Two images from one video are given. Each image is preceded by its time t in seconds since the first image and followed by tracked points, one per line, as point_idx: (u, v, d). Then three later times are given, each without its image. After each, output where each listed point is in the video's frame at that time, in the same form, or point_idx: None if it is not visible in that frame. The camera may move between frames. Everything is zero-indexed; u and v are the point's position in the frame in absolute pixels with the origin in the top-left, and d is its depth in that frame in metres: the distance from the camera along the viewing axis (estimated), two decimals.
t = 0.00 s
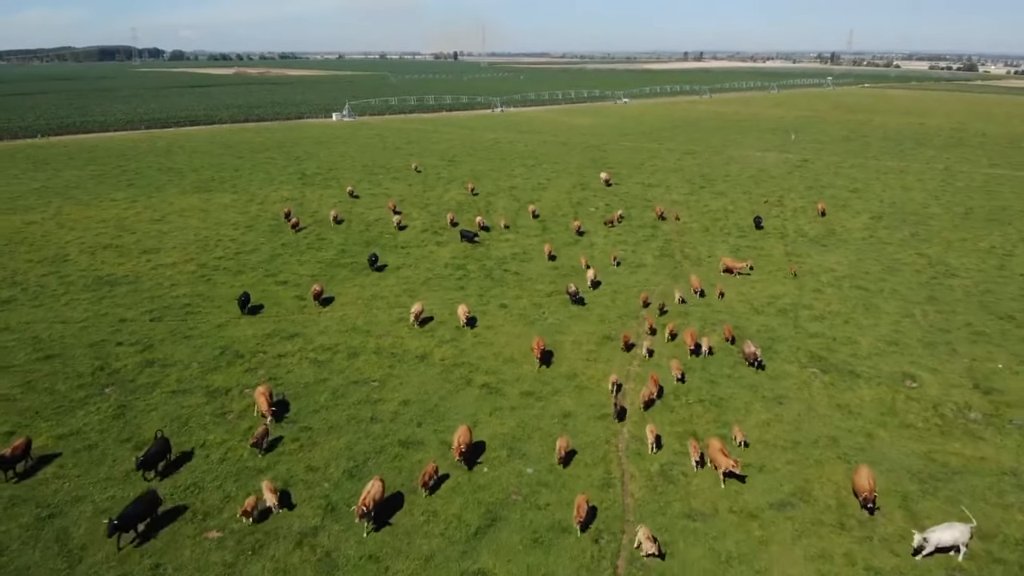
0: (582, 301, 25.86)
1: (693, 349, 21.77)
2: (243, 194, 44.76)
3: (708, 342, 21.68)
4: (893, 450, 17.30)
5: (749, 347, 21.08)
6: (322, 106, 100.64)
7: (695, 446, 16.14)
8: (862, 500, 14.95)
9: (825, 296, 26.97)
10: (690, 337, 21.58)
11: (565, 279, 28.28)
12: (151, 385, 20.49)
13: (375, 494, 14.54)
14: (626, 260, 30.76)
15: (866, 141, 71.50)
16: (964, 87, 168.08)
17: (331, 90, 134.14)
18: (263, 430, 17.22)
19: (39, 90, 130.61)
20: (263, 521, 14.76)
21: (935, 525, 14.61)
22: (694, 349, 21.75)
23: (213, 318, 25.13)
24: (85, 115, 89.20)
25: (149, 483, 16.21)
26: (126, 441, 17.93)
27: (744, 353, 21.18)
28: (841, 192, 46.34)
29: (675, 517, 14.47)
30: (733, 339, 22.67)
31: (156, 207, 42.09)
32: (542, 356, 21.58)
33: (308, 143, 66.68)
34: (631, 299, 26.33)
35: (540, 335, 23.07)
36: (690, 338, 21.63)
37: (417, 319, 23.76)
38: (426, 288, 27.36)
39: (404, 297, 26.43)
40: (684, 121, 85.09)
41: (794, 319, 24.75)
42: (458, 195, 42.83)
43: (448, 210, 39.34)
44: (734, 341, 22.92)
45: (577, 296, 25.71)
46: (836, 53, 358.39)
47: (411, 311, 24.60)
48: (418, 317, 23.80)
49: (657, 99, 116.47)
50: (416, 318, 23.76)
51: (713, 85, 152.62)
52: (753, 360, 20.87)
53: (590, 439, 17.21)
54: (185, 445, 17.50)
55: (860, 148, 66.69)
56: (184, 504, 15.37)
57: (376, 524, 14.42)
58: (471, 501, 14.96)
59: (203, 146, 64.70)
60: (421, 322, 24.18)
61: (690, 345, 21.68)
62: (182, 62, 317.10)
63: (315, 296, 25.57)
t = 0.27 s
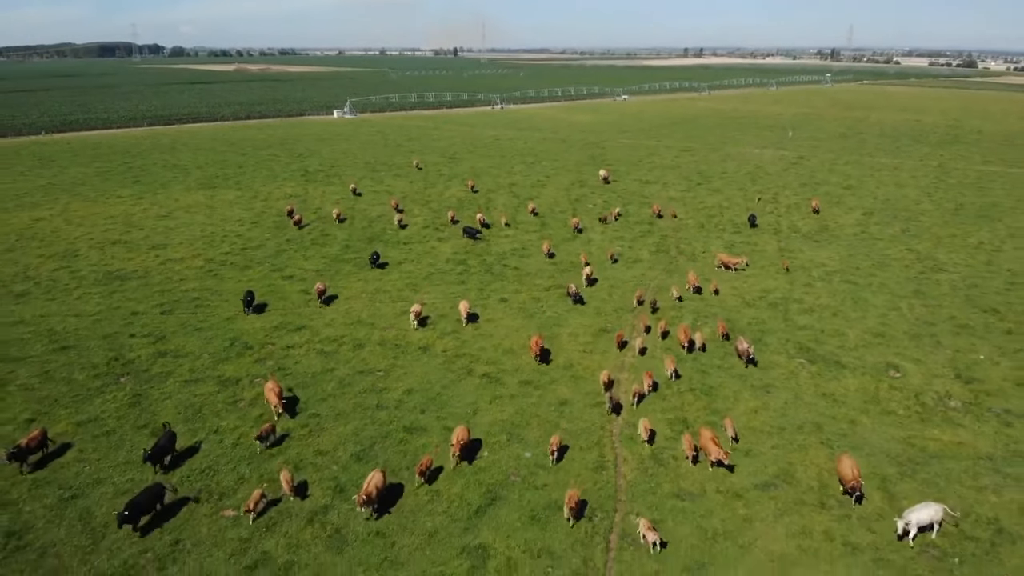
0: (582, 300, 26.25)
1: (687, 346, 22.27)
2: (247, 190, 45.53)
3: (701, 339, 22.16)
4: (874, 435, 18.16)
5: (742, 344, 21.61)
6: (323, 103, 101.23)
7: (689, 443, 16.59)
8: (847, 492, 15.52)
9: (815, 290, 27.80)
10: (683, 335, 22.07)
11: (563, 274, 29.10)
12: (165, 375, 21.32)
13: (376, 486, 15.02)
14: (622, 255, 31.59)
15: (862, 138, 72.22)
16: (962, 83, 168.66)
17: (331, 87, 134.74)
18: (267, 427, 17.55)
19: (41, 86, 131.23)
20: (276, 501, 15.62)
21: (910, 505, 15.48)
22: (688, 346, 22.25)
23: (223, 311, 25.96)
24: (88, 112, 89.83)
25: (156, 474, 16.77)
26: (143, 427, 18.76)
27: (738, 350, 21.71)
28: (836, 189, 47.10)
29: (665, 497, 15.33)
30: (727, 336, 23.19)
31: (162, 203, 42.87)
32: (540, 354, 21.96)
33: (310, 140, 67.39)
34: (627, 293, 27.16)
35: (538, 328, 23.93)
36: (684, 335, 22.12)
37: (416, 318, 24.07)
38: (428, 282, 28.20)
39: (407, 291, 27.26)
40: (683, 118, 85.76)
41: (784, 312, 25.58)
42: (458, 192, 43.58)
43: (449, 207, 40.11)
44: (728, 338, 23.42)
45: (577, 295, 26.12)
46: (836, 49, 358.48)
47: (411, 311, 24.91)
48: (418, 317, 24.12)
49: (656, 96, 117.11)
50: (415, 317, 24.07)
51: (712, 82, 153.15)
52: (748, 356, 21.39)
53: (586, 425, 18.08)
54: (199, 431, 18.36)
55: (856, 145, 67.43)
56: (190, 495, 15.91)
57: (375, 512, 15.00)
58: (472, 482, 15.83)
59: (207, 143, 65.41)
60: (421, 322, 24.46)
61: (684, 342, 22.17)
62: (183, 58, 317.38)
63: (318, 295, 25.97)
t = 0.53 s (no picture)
0: (582, 297, 26.73)
1: (681, 342, 22.80)
2: (251, 187, 46.29)
3: (695, 336, 22.69)
4: (857, 421, 19.03)
5: (736, 340, 22.19)
6: (324, 99, 101.75)
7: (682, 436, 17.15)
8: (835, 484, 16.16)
9: (806, 285, 28.63)
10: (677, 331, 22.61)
11: (561, 269, 29.93)
12: (177, 366, 22.16)
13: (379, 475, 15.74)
14: (619, 251, 32.42)
15: (859, 135, 72.89)
16: (962, 79, 169.06)
17: (332, 84, 135.34)
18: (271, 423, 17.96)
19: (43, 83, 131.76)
20: (287, 482, 16.51)
21: (889, 487, 16.35)
22: (682, 343, 22.79)
23: (231, 305, 26.78)
24: (90, 109, 90.42)
25: (163, 465, 17.33)
26: (158, 414, 19.61)
27: (733, 346, 22.30)
28: (831, 186, 47.85)
29: (655, 478, 16.21)
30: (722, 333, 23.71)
31: (168, 200, 43.63)
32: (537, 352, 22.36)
33: (312, 137, 68.10)
34: (623, 288, 28.00)
35: (537, 320, 24.79)
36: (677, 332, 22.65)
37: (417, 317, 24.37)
38: (429, 277, 29.04)
39: (409, 285, 28.10)
40: (682, 115, 86.39)
41: (775, 306, 26.42)
42: (458, 189, 44.33)
43: (450, 203, 40.87)
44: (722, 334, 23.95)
45: (577, 292, 26.64)
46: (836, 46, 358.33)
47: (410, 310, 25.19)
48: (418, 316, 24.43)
49: (656, 93, 117.63)
50: (415, 316, 24.36)
51: (712, 78, 153.43)
52: (741, 352, 21.98)
53: (581, 413, 18.96)
54: (212, 417, 19.21)
55: (852, 142, 68.11)
56: (195, 487, 16.47)
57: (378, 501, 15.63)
58: (473, 465, 16.71)
59: (210, 140, 66.13)
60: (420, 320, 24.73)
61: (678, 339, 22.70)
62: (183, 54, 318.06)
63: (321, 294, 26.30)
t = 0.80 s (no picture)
0: (581, 296, 27.25)
1: (675, 338, 23.44)
2: (256, 183, 47.23)
3: (688, 332, 23.32)
4: (839, 407, 20.03)
5: (729, 334, 22.86)
6: (325, 96, 102.56)
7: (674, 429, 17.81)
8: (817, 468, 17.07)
9: (795, 278, 29.59)
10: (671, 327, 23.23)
11: (559, 263, 30.92)
12: (190, 355, 23.15)
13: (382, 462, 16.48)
14: (615, 246, 33.40)
15: (855, 131, 73.74)
16: (961, 76, 169.37)
17: (333, 80, 136.03)
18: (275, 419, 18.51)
19: (46, 79, 132.36)
20: (299, 462, 17.54)
21: (865, 467, 17.36)
22: (676, 338, 23.42)
23: (240, 297, 27.77)
24: (94, 106, 91.19)
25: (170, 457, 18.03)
26: (174, 399, 20.61)
27: (726, 341, 22.98)
28: (824, 182, 48.80)
29: (646, 458, 17.23)
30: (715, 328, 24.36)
31: (175, 195, 44.58)
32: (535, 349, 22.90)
33: (314, 133, 68.98)
34: (618, 281, 28.98)
35: (535, 312, 25.79)
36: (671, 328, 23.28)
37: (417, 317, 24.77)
38: (431, 271, 30.04)
39: (413, 279, 29.11)
40: (680, 112, 87.18)
41: (765, 298, 27.41)
42: (459, 185, 45.28)
43: (451, 199, 41.83)
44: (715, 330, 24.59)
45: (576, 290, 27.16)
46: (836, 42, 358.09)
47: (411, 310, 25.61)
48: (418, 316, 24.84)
49: (655, 89, 118.37)
50: (416, 316, 24.76)
51: (711, 74, 153.90)
52: (734, 347, 22.66)
53: (576, 399, 19.97)
54: (226, 403, 20.23)
55: (848, 139, 68.97)
56: (199, 476, 17.14)
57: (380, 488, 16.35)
58: (474, 446, 17.73)
59: (213, 137, 67.02)
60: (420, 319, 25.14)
61: (672, 335, 23.33)
62: (183, 50, 318.38)
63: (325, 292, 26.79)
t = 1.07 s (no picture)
0: (580, 293, 27.67)
1: (670, 334, 23.98)
2: (260, 180, 48.04)
3: (682, 329, 23.86)
4: (824, 395, 20.91)
5: (723, 331, 23.42)
6: (326, 93, 103.18)
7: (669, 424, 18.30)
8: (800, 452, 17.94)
9: (787, 273, 30.44)
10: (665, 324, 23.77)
11: (557, 258, 31.77)
12: (200, 346, 24.00)
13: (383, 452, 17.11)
14: (612, 242, 34.25)
15: (851, 128, 74.46)
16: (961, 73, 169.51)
17: (333, 77, 136.59)
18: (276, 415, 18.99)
19: (47, 76, 132.82)
20: (308, 446, 18.42)
21: (847, 451, 18.25)
22: (671, 335, 23.96)
23: (247, 291, 28.61)
24: (96, 103, 91.80)
25: (177, 450, 18.55)
26: (187, 388, 21.48)
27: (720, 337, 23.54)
28: (819, 179, 49.62)
29: (638, 443, 18.12)
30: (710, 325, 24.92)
31: (180, 192, 45.39)
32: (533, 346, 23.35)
33: (316, 130, 69.71)
34: (615, 276, 29.84)
35: (534, 306, 26.67)
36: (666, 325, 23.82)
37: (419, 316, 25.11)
38: (433, 265, 30.91)
39: (415, 273, 29.98)
40: (678, 109, 87.85)
41: (756, 292, 28.27)
42: (459, 182, 46.08)
43: (452, 196, 42.64)
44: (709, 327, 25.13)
45: (576, 288, 27.56)
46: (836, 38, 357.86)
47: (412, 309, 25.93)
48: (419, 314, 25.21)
49: (654, 86, 118.97)
50: (417, 315, 25.09)
51: (711, 71, 154.28)
52: (728, 343, 23.22)
53: (573, 388, 20.85)
54: (237, 391, 21.10)
55: (844, 136, 69.71)
56: (202, 469, 17.71)
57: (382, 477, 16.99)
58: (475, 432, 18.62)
59: (216, 134, 67.74)
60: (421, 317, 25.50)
61: (667, 332, 23.86)
62: (183, 46, 318.45)
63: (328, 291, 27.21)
